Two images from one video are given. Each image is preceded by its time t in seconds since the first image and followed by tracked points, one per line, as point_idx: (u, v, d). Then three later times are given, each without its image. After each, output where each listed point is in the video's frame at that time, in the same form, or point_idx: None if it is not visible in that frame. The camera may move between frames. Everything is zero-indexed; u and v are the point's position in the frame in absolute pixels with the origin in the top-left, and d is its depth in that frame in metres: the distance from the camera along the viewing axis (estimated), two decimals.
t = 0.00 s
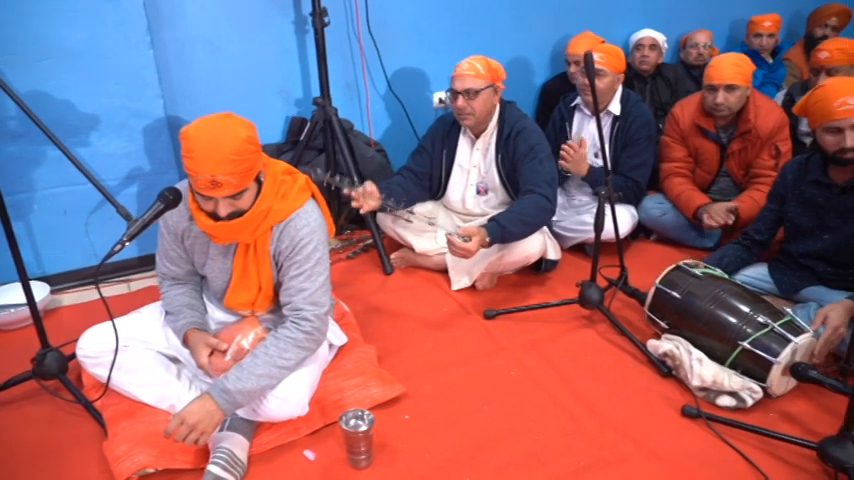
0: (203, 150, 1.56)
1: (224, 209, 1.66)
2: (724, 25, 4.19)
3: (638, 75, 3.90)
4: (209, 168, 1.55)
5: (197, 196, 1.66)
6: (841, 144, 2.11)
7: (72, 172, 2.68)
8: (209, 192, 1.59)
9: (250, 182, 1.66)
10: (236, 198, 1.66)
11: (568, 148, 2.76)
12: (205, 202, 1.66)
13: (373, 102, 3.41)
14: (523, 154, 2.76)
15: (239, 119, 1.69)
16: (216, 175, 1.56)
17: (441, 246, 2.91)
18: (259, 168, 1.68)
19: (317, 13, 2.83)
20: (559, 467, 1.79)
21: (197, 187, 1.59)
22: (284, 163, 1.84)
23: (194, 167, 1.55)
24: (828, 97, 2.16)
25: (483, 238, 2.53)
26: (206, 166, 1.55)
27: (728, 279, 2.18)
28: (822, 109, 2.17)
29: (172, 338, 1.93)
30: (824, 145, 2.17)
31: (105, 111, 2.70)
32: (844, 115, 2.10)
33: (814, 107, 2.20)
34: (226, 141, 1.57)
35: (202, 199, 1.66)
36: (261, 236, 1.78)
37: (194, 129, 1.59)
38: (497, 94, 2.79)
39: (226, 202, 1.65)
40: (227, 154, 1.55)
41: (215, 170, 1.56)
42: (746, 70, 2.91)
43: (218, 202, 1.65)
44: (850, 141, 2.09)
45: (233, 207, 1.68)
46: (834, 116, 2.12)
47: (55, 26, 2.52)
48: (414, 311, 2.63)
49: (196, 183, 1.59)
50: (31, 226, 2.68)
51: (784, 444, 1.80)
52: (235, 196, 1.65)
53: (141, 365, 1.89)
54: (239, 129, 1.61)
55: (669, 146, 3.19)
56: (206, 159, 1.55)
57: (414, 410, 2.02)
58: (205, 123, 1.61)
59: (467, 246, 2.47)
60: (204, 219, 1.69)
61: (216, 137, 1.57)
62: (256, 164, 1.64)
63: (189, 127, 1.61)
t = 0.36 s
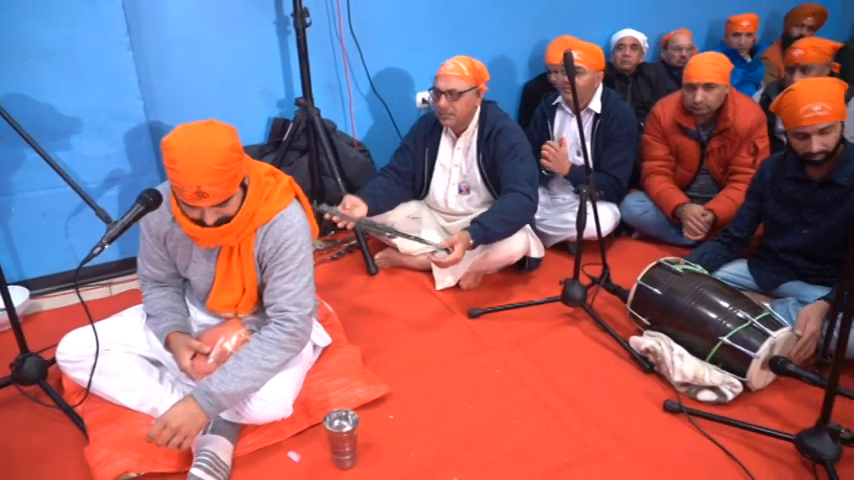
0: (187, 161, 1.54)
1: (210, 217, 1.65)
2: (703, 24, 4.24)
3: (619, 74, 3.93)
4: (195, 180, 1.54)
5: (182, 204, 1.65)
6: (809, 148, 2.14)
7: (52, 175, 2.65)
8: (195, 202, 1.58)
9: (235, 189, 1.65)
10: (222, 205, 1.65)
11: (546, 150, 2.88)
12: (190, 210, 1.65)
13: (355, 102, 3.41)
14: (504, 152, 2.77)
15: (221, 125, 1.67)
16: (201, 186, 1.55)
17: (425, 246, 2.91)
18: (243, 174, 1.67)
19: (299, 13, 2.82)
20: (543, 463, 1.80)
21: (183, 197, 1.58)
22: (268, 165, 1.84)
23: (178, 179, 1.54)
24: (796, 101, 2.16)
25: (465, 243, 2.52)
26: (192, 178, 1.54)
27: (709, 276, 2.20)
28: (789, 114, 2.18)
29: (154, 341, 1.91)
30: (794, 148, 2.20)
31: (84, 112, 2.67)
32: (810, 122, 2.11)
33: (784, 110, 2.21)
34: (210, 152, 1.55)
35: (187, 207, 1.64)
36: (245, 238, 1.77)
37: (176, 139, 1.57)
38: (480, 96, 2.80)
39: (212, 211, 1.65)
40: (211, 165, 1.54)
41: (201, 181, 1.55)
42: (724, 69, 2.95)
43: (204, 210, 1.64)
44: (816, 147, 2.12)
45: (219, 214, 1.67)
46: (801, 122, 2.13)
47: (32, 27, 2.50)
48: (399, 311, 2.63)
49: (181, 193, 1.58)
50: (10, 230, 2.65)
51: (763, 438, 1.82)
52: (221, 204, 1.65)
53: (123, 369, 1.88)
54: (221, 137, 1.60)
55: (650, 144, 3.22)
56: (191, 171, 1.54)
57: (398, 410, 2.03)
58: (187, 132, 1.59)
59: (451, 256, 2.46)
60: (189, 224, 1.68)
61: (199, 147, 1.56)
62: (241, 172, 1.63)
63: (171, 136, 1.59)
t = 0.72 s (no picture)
0: (164, 158, 1.53)
1: (187, 216, 1.64)
2: (684, 24, 4.27)
3: (601, 74, 3.95)
4: (171, 177, 1.53)
5: (159, 203, 1.64)
6: (786, 143, 2.16)
7: (30, 177, 2.63)
8: (171, 200, 1.57)
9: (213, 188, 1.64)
10: (200, 204, 1.64)
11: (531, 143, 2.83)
12: (167, 210, 1.64)
13: (338, 102, 3.40)
14: (488, 152, 2.78)
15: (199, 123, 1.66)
16: (178, 183, 1.54)
17: (408, 247, 2.91)
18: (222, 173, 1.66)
19: (280, 14, 2.82)
20: (526, 460, 1.81)
21: (159, 195, 1.57)
22: (248, 166, 1.83)
23: (155, 176, 1.53)
24: (772, 96, 2.20)
25: (451, 236, 2.54)
26: (168, 176, 1.53)
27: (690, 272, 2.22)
28: (766, 109, 2.21)
29: (134, 344, 1.90)
30: (772, 144, 2.22)
31: (63, 114, 2.65)
32: (786, 115, 2.14)
33: (761, 106, 2.24)
34: (187, 149, 1.54)
35: (164, 206, 1.63)
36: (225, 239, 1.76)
37: (153, 137, 1.56)
38: (462, 94, 2.81)
39: (189, 209, 1.64)
40: (188, 162, 1.53)
41: (177, 179, 1.54)
42: (709, 68, 2.98)
43: (182, 209, 1.63)
44: (793, 140, 2.14)
45: (197, 213, 1.66)
46: (776, 116, 2.16)
47: (9, 29, 2.47)
48: (383, 312, 2.63)
49: (157, 191, 1.57)
50: None
51: (744, 432, 1.84)
52: (199, 203, 1.64)
53: (103, 373, 1.86)
54: (199, 135, 1.59)
55: (632, 142, 3.23)
56: (167, 169, 1.53)
57: (382, 410, 2.02)
58: (164, 131, 1.58)
59: (436, 241, 2.49)
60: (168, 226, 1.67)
61: (176, 145, 1.55)
62: (219, 170, 1.62)
63: (149, 134, 1.58)
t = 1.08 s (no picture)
0: (139, 154, 1.53)
1: (163, 214, 1.63)
2: (664, 23, 4.31)
3: (583, 73, 3.97)
4: (146, 173, 1.52)
5: (135, 201, 1.62)
6: (762, 142, 2.18)
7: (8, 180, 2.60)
8: (146, 197, 1.56)
9: (190, 187, 1.63)
10: (176, 202, 1.63)
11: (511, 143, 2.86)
12: (143, 207, 1.63)
13: (320, 103, 3.40)
14: (470, 151, 2.79)
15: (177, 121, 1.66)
16: (153, 179, 1.53)
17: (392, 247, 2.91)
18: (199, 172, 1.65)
19: (260, 14, 2.81)
20: (509, 457, 1.82)
21: (134, 192, 1.56)
22: (228, 167, 1.82)
23: (130, 172, 1.52)
24: (748, 97, 2.22)
25: (431, 239, 2.55)
26: (143, 171, 1.52)
27: (670, 268, 2.24)
28: (742, 110, 2.23)
29: (115, 347, 1.88)
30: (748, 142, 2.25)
31: (41, 116, 2.63)
32: (761, 115, 2.16)
33: (738, 105, 2.26)
34: (163, 146, 1.54)
35: (140, 204, 1.62)
36: (206, 241, 1.75)
37: (129, 133, 1.55)
38: (442, 93, 2.81)
39: (165, 207, 1.62)
40: (164, 158, 1.52)
41: (152, 174, 1.53)
42: (680, 67, 3.01)
43: (157, 207, 1.61)
44: (768, 140, 2.16)
45: (173, 212, 1.65)
46: (752, 116, 2.18)
47: None
48: (367, 312, 2.63)
49: (133, 188, 1.56)
50: None
51: (723, 424, 1.86)
52: (175, 201, 1.62)
53: (83, 377, 1.84)
54: (176, 132, 1.58)
55: (611, 141, 3.27)
56: (142, 165, 1.52)
57: (366, 409, 2.03)
58: (141, 127, 1.58)
59: (416, 248, 2.48)
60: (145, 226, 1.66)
61: (152, 141, 1.54)
62: (197, 168, 1.61)
63: (126, 131, 1.58)
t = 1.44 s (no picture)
0: (111, 127, 1.58)
1: (130, 196, 1.62)
2: (641, 24, 4.37)
3: (562, 73, 4.01)
4: (114, 143, 1.56)
5: (106, 185, 1.64)
6: (739, 131, 2.21)
7: None
8: (113, 170, 1.57)
9: (160, 169, 1.64)
10: (144, 185, 1.63)
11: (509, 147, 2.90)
12: (113, 191, 1.63)
13: (300, 104, 3.40)
14: (450, 151, 2.80)
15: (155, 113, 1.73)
16: (119, 149, 1.56)
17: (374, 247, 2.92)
18: (172, 157, 1.66)
19: (239, 15, 2.80)
20: (491, 453, 1.83)
21: (103, 167, 1.58)
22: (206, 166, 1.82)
23: (99, 143, 1.56)
24: (724, 88, 2.25)
25: (414, 234, 2.57)
26: (111, 141, 1.56)
27: (647, 264, 2.27)
28: (717, 101, 2.25)
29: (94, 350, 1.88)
30: (724, 134, 2.27)
31: (16, 119, 2.61)
32: (739, 104, 2.20)
33: (712, 99, 2.28)
34: (135, 121, 1.59)
35: (110, 187, 1.63)
36: (183, 240, 1.75)
37: (105, 113, 1.62)
38: (424, 97, 2.83)
39: (132, 186, 1.62)
40: (134, 130, 1.57)
41: (120, 145, 1.56)
42: (663, 67, 3.06)
43: (125, 186, 1.61)
44: (748, 129, 2.20)
45: (141, 196, 1.64)
46: (731, 105, 2.21)
47: None
48: (349, 312, 2.64)
49: (101, 163, 1.58)
50: None
51: (700, 416, 1.89)
52: (142, 180, 1.62)
53: (62, 381, 1.83)
54: (151, 114, 1.64)
55: (592, 140, 3.31)
56: (112, 136, 1.56)
57: (349, 409, 2.03)
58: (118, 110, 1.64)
59: (399, 242, 2.50)
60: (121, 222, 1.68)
61: (126, 118, 1.60)
62: (168, 149, 1.63)
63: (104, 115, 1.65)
